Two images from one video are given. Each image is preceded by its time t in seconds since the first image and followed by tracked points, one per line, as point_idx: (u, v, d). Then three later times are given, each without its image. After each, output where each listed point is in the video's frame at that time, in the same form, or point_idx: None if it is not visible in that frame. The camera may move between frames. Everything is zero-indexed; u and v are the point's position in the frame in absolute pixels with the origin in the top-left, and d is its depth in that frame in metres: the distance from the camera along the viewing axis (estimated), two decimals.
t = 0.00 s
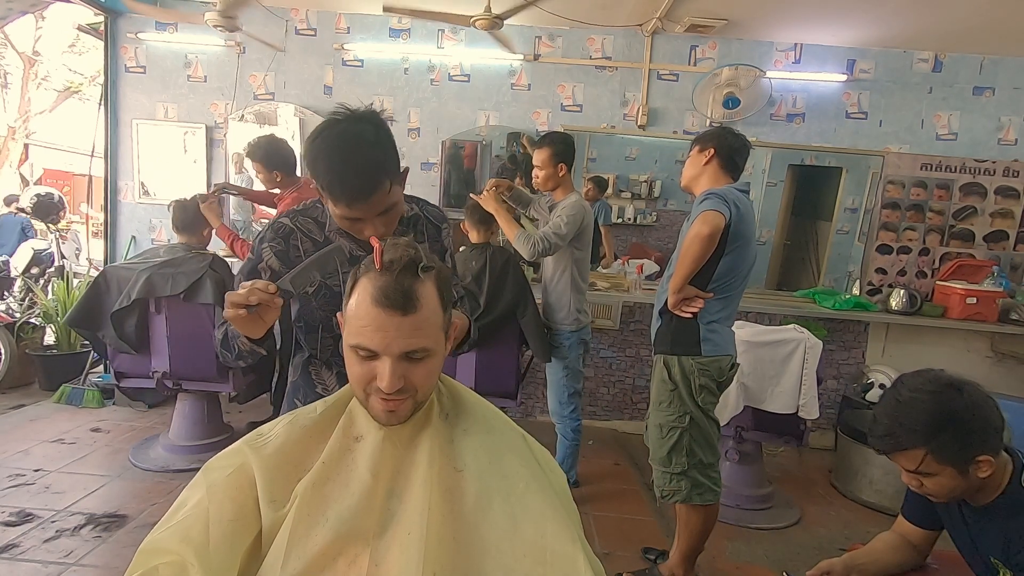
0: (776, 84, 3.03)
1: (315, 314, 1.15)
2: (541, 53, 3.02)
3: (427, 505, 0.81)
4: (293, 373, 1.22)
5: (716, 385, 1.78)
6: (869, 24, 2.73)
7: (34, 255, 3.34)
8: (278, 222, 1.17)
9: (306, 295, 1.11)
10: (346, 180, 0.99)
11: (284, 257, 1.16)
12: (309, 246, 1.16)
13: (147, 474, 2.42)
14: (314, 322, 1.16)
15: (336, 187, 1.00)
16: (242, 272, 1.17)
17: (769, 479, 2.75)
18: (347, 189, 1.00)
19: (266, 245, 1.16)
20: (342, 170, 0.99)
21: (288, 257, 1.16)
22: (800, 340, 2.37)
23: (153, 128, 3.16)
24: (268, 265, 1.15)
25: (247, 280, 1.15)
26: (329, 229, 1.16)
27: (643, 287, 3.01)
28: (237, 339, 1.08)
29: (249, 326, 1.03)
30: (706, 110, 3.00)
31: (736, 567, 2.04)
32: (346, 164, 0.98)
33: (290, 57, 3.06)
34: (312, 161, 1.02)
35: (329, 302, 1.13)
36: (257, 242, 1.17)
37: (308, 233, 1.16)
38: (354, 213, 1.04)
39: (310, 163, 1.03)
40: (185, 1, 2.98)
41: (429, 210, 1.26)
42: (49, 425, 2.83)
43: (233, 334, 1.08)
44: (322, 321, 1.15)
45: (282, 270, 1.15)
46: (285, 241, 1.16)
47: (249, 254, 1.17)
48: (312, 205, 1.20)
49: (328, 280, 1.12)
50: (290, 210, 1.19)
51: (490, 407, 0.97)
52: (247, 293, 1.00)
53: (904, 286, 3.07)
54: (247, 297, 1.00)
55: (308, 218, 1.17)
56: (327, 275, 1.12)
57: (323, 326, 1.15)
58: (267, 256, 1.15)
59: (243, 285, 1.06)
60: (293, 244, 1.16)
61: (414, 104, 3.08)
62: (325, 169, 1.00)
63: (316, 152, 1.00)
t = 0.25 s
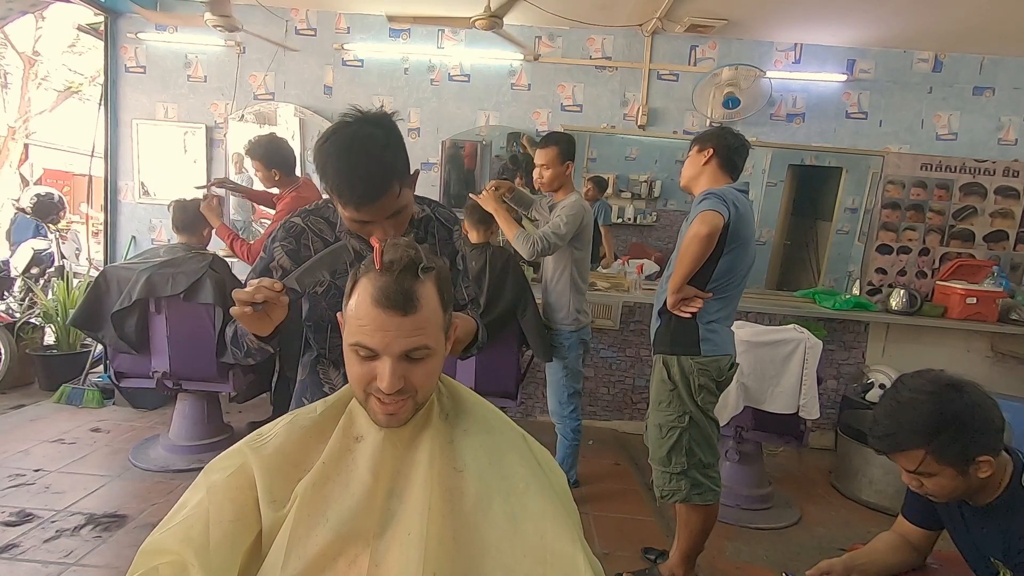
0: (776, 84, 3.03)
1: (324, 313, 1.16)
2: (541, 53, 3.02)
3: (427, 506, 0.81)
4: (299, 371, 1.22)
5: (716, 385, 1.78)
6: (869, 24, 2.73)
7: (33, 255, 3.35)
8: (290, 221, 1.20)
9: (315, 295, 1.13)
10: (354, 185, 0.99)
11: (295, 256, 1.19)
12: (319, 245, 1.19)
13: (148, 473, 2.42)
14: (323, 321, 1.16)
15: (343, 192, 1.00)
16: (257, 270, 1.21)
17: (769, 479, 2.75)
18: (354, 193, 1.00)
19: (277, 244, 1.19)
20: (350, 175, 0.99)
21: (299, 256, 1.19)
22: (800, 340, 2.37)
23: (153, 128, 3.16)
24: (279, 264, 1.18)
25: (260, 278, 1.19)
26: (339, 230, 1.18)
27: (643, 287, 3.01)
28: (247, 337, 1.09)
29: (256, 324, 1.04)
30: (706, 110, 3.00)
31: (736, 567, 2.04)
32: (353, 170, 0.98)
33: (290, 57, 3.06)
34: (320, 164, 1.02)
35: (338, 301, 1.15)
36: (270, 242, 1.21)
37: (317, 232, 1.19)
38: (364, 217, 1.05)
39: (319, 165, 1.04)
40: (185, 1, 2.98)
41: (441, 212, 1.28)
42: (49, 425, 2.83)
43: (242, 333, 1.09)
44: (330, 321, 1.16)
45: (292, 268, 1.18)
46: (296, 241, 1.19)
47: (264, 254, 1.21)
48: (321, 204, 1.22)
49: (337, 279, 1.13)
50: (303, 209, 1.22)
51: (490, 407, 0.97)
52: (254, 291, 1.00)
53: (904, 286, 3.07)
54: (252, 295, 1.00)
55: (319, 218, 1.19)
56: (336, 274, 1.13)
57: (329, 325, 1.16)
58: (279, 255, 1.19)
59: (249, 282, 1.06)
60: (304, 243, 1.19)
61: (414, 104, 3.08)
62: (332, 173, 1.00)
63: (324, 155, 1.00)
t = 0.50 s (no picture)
0: (776, 83, 3.03)
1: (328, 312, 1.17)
2: (541, 53, 3.02)
3: (427, 506, 0.81)
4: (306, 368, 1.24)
5: (716, 385, 1.78)
6: (869, 24, 2.72)
7: (33, 254, 3.37)
8: (298, 220, 1.20)
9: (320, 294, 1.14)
10: (361, 187, 1.00)
11: (302, 256, 1.19)
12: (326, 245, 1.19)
13: (147, 473, 2.42)
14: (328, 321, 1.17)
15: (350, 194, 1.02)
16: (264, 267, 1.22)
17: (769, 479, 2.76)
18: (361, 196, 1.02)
19: (285, 243, 1.19)
20: (356, 177, 1.00)
21: (306, 255, 1.19)
22: (800, 340, 2.37)
23: (153, 128, 3.16)
24: (286, 263, 1.19)
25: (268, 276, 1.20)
26: (346, 230, 1.18)
27: (643, 288, 3.01)
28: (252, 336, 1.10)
29: (261, 323, 1.04)
30: (706, 110, 3.00)
31: (736, 567, 2.04)
32: (360, 172, 0.99)
33: (290, 57, 3.06)
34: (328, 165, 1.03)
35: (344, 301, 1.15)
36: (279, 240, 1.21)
37: (324, 233, 1.18)
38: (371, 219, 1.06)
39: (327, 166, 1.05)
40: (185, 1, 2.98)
41: (450, 214, 1.28)
42: (49, 425, 2.83)
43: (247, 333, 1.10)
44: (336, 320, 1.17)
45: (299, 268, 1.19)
46: (303, 240, 1.19)
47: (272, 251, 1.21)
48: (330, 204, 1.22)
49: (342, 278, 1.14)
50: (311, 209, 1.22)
51: (490, 407, 0.97)
52: (258, 288, 1.00)
53: (904, 286, 3.07)
54: (256, 293, 1.00)
55: (327, 217, 1.19)
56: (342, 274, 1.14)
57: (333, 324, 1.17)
58: (287, 255, 1.19)
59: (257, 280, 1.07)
60: (311, 242, 1.18)
61: (414, 104, 3.08)
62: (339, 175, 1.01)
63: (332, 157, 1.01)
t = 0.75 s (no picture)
0: (776, 83, 3.03)
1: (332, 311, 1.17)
2: (541, 53, 3.02)
3: (427, 506, 0.81)
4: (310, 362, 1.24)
5: (716, 385, 1.78)
6: (869, 24, 2.72)
7: (34, 255, 3.42)
8: (308, 213, 1.18)
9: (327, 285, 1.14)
10: (372, 180, 1.00)
11: (309, 249, 1.16)
12: (336, 241, 1.17)
13: (147, 473, 2.42)
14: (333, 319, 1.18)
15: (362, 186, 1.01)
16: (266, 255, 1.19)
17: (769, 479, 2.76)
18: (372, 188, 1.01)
19: (293, 233, 1.17)
20: (368, 170, 0.99)
21: (314, 249, 1.16)
22: (800, 340, 2.37)
23: (153, 128, 3.16)
24: (293, 254, 1.16)
25: (271, 265, 1.17)
26: (358, 226, 1.16)
27: (643, 287, 3.01)
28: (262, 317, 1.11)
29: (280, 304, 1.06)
30: (706, 110, 3.00)
31: (736, 567, 2.04)
32: (373, 164, 0.99)
33: (290, 57, 3.06)
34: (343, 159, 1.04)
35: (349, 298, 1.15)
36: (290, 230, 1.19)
37: (335, 227, 1.17)
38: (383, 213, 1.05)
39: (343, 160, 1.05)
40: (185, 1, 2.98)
41: (461, 217, 1.29)
42: (49, 425, 2.83)
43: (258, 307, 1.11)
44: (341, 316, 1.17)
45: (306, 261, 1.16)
46: (313, 233, 1.16)
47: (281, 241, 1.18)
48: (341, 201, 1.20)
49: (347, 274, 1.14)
50: (322, 202, 1.20)
51: (490, 407, 0.96)
52: (292, 282, 1.02)
53: (904, 286, 3.07)
54: (311, 291, 1.02)
55: (338, 212, 1.18)
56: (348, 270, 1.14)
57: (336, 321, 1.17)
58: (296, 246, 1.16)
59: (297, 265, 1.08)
60: (320, 237, 1.16)
61: (414, 104, 3.08)
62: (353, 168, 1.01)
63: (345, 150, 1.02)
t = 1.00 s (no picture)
0: (776, 83, 3.03)
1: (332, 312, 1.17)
2: (541, 53, 3.02)
3: (427, 506, 0.81)
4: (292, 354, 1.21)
5: (716, 386, 1.78)
6: (869, 24, 2.73)
7: (34, 255, 3.37)
8: (304, 202, 1.12)
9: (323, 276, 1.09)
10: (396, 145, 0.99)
11: (307, 238, 1.09)
12: (333, 230, 1.10)
13: (147, 473, 2.42)
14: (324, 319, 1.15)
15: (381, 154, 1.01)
16: (255, 244, 1.11)
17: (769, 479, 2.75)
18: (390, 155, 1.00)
19: (289, 222, 1.09)
20: (387, 135, 0.99)
21: (310, 238, 1.09)
22: (800, 340, 2.37)
23: (153, 128, 3.16)
24: (287, 243, 1.08)
25: (262, 255, 1.09)
26: (356, 215, 1.11)
27: (643, 287, 3.01)
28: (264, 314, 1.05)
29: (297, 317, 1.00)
30: (706, 110, 3.00)
31: (736, 567, 2.04)
32: (392, 128, 0.99)
33: (290, 57, 3.06)
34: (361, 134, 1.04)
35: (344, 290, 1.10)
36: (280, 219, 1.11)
37: (332, 215, 1.10)
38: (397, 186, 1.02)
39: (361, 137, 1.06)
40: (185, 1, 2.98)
41: (453, 216, 1.28)
42: (49, 425, 2.83)
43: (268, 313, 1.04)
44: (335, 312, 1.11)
45: (304, 252, 1.09)
46: (309, 221, 1.10)
47: (272, 231, 1.10)
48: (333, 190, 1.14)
49: (347, 264, 1.10)
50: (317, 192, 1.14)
51: (490, 407, 0.96)
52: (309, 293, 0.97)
53: (904, 286, 3.07)
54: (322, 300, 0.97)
55: (335, 201, 1.12)
56: (346, 260, 1.10)
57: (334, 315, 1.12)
58: (293, 235, 1.09)
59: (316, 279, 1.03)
60: (317, 225, 1.10)
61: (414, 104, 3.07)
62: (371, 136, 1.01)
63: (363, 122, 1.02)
